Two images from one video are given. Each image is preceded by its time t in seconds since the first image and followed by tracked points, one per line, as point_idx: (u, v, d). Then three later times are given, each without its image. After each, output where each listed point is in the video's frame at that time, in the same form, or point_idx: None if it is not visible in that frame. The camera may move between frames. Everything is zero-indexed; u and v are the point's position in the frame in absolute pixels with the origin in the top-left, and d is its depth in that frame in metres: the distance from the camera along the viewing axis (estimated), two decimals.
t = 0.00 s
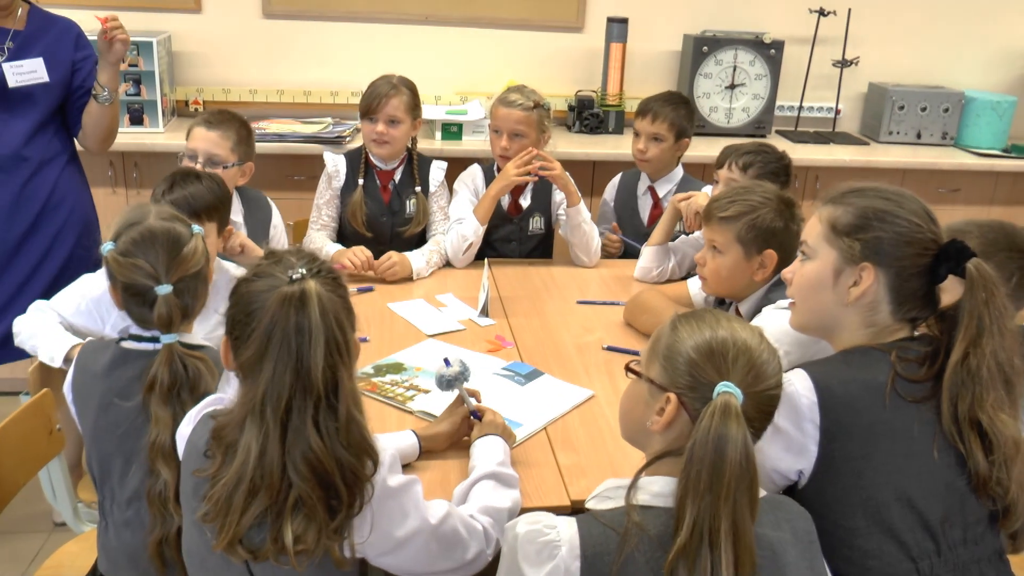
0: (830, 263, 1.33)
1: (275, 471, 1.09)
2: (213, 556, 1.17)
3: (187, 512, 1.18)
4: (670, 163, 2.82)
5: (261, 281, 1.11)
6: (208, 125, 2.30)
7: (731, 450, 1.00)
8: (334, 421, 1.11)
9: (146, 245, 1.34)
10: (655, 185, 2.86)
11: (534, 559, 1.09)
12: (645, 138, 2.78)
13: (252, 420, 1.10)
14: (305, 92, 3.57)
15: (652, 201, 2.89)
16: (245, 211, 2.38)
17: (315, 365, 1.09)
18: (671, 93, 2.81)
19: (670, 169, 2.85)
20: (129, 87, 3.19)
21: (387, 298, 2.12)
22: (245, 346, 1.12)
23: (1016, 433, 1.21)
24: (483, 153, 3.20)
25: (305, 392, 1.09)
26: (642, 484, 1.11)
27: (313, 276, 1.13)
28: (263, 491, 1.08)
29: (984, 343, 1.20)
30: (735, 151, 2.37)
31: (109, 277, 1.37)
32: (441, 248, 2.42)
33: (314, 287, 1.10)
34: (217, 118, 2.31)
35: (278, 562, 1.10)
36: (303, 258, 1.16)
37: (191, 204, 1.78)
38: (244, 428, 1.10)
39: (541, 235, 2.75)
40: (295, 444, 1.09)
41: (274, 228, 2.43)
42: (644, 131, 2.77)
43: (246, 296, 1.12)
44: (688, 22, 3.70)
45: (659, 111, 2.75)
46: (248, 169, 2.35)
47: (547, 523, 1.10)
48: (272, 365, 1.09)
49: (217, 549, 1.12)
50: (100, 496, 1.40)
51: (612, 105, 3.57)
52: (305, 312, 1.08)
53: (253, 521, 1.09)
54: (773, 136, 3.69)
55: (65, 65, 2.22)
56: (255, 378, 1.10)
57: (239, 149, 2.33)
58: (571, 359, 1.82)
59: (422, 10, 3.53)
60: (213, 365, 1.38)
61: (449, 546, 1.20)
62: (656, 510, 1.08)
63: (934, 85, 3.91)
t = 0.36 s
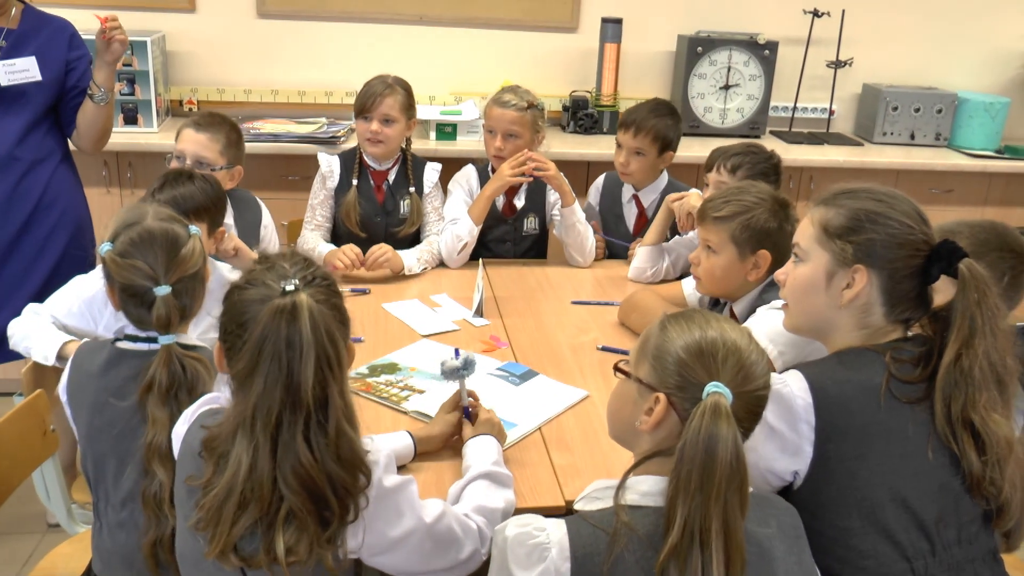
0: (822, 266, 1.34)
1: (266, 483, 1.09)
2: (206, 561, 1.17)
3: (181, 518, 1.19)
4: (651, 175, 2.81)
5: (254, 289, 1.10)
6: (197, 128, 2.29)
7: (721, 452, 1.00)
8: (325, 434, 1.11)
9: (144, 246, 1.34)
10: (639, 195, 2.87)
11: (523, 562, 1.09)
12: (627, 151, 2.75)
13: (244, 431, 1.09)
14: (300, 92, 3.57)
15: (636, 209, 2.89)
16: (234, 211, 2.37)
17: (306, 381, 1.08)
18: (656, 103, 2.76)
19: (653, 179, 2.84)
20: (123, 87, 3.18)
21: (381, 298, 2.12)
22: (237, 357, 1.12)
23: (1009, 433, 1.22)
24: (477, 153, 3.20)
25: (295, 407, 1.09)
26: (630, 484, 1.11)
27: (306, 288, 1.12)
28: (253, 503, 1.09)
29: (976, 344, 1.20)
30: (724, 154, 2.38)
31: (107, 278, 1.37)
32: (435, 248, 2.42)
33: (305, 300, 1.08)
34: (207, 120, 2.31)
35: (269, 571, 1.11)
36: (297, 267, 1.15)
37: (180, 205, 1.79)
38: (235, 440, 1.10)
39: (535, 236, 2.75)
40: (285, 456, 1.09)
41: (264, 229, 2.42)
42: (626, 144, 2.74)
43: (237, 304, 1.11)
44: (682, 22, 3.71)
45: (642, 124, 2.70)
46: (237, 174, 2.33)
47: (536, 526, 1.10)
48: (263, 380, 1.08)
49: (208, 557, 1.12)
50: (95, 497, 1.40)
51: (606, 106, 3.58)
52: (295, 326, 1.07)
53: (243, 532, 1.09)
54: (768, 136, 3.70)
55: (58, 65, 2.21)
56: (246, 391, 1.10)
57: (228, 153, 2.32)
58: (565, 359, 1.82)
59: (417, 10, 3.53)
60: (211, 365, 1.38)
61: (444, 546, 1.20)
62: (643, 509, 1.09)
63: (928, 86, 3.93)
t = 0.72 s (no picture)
0: (820, 266, 1.34)
1: (274, 494, 1.08)
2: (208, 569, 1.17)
3: (182, 526, 1.17)
4: (658, 175, 2.83)
5: (264, 297, 1.09)
6: (200, 128, 2.29)
7: (713, 467, 1.00)
8: (333, 447, 1.11)
9: (143, 244, 1.34)
10: (638, 192, 2.86)
11: (520, 560, 1.09)
12: (638, 148, 2.76)
13: (252, 443, 1.09)
14: (298, 92, 3.57)
15: (634, 207, 2.89)
16: (234, 212, 2.37)
17: (317, 394, 1.08)
18: (671, 104, 2.77)
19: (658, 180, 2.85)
20: (121, 87, 3.17)
21: (379, 298, 2.12)
22: (247, 368, 1.10)
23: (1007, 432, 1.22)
24: (475, 153, 3.20)
25: (306, 420, 1.09)
26: (625, 483, 1.12)
27: (315, 299, 1.11)
28: (262, 514, 1.08)
29: (973, 344, 1.20)
30: (721, 155, 2.38)
31: (107, 277, 1.37)
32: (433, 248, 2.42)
33: (317, 312, 1.08)
34: (208, 120, 2.31)
35: None
36: (304, 274, 1.15)
37: (179, 207, 1.78)
38: (243, 451, 1.09)
39: (532, 236, 2.75)
40: (294, 468, 1.09)
41: (265, 229, 2.42)
42: (638, 140, 2.75)
43: (244, 312, 1.10)
44: (680, 22, 3.71)
45: (658, 124, 2.72)
46: (235, 175, 2.33)
47: (534, 524, 1.11)
48: (274, 392, 1.08)
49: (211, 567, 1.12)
50: (94, 494, 1.40)
51: (604, 106, 3.58)
52: (309, 339, 1.07)
53: (250, 544, 1.09)
54: (766, 136, 3.70)
55: (55, 64, 2.21)
56: (256, 404, 1.09)
57: (228, 154, 2.32)
58: (563, 359, 1.82)
59: (415, 10, 3.52)
60: (209, 363, 1.38)
61: (441, 548, 1.20)
62: (641, 507, 1.09)
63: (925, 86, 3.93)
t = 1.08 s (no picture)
0: (821, 267, 1.34)
1: (262, 499, 1.08)
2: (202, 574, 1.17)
3: (175, 532, 1.18)
4: (659, 174, 2.83)
5: (249, 301, 1.09)
6: (206, 128, 2.29)
7: (701, 487, 1.01)
8: (319, 452, 1.10)
9: (148, 242, 1.34)
10: (641, 192, 2.87)
11: (525, 555, 1.10)
12: (643, 147, 2.76)
13: (239, 448, 1.09)
14: (298, 92, 3.57)
15: (636, 207, 2.90)
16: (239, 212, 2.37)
17: (302, 398, 1.08)
18: (674, 104, 2.78)
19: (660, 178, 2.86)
20: (121, 86, 3.18)
21: (380, 298, 2.12)
22: (232, 372, 1.10)
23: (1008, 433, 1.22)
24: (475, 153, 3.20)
25: (291, 424, 1.09)
26: (627, 483, 1.11)
27: (300, 301, 1.11)
28: (250, 519, 1.08)
29: (974, 345, 1.20)
30: (722, 155, 2.38)
31: (110, 275, 1.37)
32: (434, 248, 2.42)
33: (300, 314, 1.08)
34: (215, 120, 2.31)
35: None
36: (290, 275, 1.15)
37: (182, 207, 1.77)
38: (230, 457, 1.09)
39: (532, 236, 2.76)
40: (281, 473, 1.09)
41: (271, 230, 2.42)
42: (642, 139, 2.75)
43: (230, 316, 1.10)
44: (680, 22, 3.71)
45: (662, 123, 2.72)
46: (240, 176, 2.31)
47: (539, 520, 1.11)
48: (259, 396, 1.07)
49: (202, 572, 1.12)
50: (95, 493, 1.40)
51: (605, 105, 3.58)
52: (292, 341, 1.07)
53: (238, 550, 1.08)
54: (766, 136, 3.70)
55: (54, 63, 2.21)
56: (241, 409, 1.09)
57: (233, 154, 2.32)
58: (564, 358, 1.82)
59: (415, 10, 3.52)
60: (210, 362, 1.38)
61: (435, 548, 1.20)
62: (647, 505, 1.08)
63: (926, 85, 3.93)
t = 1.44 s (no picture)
0: (822, 268, 1.34)
1: (252, 510, 1.08)
2: None
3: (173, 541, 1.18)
4: (658, 175, 2.83)
5: (234, 309, 1.09)
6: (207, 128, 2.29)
7: (697, 502, 1.01)
8: (309, 460, 1.10)
9: (148, 243, 1.35)
10: (643, 193, 2.87)
11: (524, 555, 1.10)
12: (638, 147, 2.76)
13: (227, 459, 1.08)
14: (299, 92, 3.57)
15: (639, 207, 2.90)
16: (242, 213, 2.37)
17: (288, 407, 1.07)
18: (672, 104, 2.78)
19: (660, 179, 2.85)
20: (122, 86, 3.18)
21: (380, 298, 2.12)
22: (219, 381, 1.10)
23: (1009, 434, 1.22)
24: (476, 153, 3.20)
25: (279, 434, 1.08)
26: (625, 487, 1.11)
27: (284, 308, 1.11)
28: (241, 529, 1.08)
29: (975, 346, 1.20)
30: (723, 157, 2.38)
31: (111, 275, 1.38)
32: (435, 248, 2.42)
33: (285, 321, 1.07)
34: (217, 120, 2.31)
35: None
36: (275, 280, 1.15)
37: (183, 207, 1.77)
38: (220, 467, 1.09)
39: (533, 236, 2.76)
40: (270, 483, 1.08)
41: (274, 230, 2.42)
42: (639, 139, 2.75)
43: (216, 325, 1.10)
44: (681, 22, 3.71)
45: (659, 123, 2.72)
46: (243, 176, 2.32)
47: (538, 521, 1.11)
48: (246, 406, 1.07)
49: None
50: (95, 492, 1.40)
51: (605, 106, 3.58)
52: (278, 349, 1.06)
53: (231, 560, 1.08)
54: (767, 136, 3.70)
55: (55, 63, 2.21)
56: (229, 418, 1.09)
57: (235, 154, 2.32)
58: (564, 358, 1.82)
59: (416, 10, 3.52)
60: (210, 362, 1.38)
61: (428, 547, 1.21)
62: (646, 507, 1.08)
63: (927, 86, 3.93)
